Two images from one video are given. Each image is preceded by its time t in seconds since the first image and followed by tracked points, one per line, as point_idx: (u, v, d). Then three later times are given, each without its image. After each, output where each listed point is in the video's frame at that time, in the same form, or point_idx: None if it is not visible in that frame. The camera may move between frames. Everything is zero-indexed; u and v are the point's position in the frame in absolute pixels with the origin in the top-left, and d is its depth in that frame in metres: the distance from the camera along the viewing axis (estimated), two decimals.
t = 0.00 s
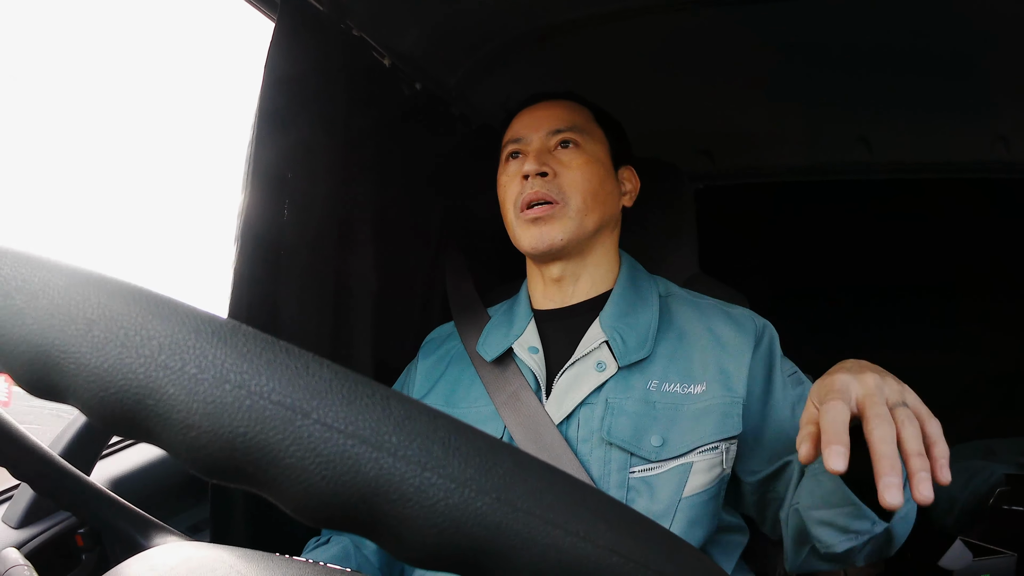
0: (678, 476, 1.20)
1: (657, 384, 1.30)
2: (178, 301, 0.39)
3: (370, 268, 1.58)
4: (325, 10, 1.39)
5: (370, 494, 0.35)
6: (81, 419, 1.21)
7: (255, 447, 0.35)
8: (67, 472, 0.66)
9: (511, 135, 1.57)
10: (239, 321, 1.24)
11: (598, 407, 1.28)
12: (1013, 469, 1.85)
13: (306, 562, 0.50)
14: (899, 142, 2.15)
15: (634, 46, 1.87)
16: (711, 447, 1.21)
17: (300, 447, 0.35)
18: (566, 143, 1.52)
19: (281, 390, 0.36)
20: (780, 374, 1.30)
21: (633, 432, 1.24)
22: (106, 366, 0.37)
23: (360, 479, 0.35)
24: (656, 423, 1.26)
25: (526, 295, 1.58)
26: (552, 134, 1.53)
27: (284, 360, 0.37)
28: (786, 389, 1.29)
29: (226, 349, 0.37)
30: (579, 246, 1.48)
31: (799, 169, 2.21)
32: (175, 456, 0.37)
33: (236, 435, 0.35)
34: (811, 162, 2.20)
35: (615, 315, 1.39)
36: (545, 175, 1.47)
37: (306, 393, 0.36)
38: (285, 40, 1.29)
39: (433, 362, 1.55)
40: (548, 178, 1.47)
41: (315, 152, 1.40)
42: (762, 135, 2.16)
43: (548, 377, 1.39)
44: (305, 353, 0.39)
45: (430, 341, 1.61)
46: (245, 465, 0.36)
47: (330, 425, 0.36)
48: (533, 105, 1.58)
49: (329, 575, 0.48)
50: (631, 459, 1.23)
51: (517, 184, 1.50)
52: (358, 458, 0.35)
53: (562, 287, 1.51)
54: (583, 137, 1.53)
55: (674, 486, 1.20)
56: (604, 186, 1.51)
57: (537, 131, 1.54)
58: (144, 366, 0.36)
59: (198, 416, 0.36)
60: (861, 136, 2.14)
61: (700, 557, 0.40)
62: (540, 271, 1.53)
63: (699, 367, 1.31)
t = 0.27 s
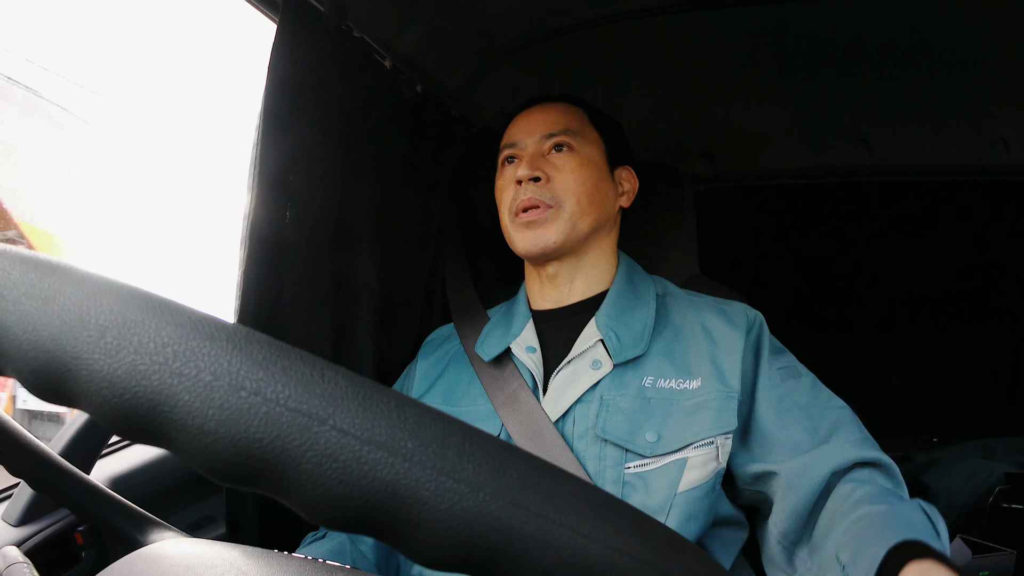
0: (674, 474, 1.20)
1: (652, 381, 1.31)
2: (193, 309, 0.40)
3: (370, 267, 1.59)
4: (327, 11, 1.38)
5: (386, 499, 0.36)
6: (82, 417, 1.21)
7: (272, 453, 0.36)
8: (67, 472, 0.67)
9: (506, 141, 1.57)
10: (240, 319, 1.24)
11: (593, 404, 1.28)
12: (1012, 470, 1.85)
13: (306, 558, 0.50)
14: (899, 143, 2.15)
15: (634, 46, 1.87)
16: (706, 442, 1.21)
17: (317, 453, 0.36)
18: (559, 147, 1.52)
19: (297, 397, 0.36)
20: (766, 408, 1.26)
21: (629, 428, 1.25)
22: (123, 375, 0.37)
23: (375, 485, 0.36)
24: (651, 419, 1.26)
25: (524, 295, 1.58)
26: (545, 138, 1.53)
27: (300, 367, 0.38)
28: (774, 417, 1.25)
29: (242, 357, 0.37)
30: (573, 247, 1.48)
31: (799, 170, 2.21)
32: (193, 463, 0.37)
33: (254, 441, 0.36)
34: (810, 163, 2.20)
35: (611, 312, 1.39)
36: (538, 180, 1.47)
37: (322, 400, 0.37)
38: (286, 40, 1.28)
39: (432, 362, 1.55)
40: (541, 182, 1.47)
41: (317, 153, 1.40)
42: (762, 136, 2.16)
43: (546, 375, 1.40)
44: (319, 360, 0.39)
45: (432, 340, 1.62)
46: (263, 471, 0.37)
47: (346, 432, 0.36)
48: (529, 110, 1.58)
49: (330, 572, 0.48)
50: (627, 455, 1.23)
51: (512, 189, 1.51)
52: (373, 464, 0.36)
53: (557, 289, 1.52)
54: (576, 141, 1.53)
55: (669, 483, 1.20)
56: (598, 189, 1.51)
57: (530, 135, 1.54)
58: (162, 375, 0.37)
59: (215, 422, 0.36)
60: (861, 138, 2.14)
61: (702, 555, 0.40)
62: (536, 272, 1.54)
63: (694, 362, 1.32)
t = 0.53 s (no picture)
0: (684, 484, 1.20)
1: (663, 390, 1.30)
2: (195, 312, 0.39)
3: (371, 267, 1.58)
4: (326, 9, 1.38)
5: (394, 504, 0.36)
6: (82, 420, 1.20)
7: (278, 459, 0.36)
8: (62, 472, 0.66)
9: (526, 130, 1.55)
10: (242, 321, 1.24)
11: (603, 412, 1.28)
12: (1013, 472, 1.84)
13: (306, 561, 0.50)
14: (900, 142, 2.15)
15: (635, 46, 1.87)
16: (717, 454, 1.21)
17: (321, 458, 0.36)
18: (580, 141, 1.52)
19: (303, 403, 0.36)
20: (766, 420, 1.25)
21: (640, 437, 1.24)
22: (125, 380, 0.37)
23: (382, 491, 0.36)
24: (662, 428, 1.25)
25: (532, 295, 1.57)
26: (566, 131, 1.53)
27: (303, 372, 0.37)
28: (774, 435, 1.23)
29: (246, 362, 0.37)
30: (591, 246, 1.49)
31: (800, 169, 2.21)
32: (199, 468, 0.37)
33: (259, 447, 0.36)
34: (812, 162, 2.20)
35: (620, 319, 1.39)
36: (560, 174, 1.47)
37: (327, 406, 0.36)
38: (286, 39, 1.28)
39: (437, 364, 1.54)
40: (563, 176, 1.47)
41: (318, 152, 1.40)
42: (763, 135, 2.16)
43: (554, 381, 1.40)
44: (323, 364, 0.39)
45: (436, 339, 1.61)
46: (270, 476, 0.36)
47: (353, 437, 0.36)
48: (549, 99, 1.57)
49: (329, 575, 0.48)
50: (637, 464, 1.23)
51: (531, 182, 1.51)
52: (380, 470, 0.36)
53: (570, 287, 1.52)
54: (597, 136, 1.53)
55: (679, 493, 1.20)
56: (617, 185, 1.52)
57: (551, 128, 1.54)
58: (164, 380, 0.36)
59: (220, 428, 0.36)
60: (861, 135, 2.14)
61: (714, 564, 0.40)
62: (548, 269, 1.53)
63: (706, 372, 1.31)
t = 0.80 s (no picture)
0: (679, 478, 1.19)
1: (660, 383, 1.29)
2: (176, 296, 0.38)
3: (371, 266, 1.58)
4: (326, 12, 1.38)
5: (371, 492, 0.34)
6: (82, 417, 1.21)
7: (250, 441, 0.34)
8: (63, 468, 0.66)
9: (549, 125, 1.56)
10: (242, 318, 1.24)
11: (600, 404, 1.27)
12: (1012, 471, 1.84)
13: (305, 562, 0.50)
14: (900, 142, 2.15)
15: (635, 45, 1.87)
16: (712, 448, 1.20)
17: (282, 434, 0.34)
18: (605, 142, 1.52)
19: (279, 385, 0.34)
20: (755, 408, 1.22)
21: (635, 431, 1.23)
22: (104, 361, 0.36)
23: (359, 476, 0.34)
24: (658, 422, 1.25)
25: (535, 288, 1.58)
26: (590, 131, 1.53)
27: (268, 348, 0.35)
28: (763, 425, 1.20)
29: (212, 338, 0.35)
30: (601, 247, 1.49)
31: (799, 169, 2.21)
32: (174, 453, 0.36)
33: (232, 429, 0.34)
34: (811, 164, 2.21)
35: (622, 315, 1.39)
36: (581, 173, 1.47)
37: (290, 381, 0.34)
38: (286, 40, 1.28)
39: (439, 354, 1.55)
40: (584, 175, 1.47)
41: (318, 152, 1.40)
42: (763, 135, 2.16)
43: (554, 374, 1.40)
44: (293, 342, 0.37)
45: (437, 331, 1.62)
46: (240, 460, 0.34)
47: (329, 421, 0.34)
48: (574, 98, 1.57)
49: None
50: (632, 459, 1.22)
51: (548, 177, 1.51)
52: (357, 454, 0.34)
53: (575, 283, 1.53)
54: (622, 138, 1.53)
55: (674, 486, 1.19)
56: (635, 190, 1.52)
57: (575, 125, 1.53)
58: (142, 361, 0.35)
59: (181, 403, 0.34)
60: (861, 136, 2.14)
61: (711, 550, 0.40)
62: (554, 260, 1.53)
63: (704, 366, 1.31)
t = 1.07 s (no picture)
0: (674, 477, 1.18)
1: (652, 384, 1.29)
2: (213, 313, 0.38)
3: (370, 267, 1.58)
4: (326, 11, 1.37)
5: (412, 514, 0.35)
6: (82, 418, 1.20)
7: (299, 463, 0.35)
8: (60, 469, 0.66)
9: (525, 127, 1.56)
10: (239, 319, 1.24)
11: (594, 407, 1.27)
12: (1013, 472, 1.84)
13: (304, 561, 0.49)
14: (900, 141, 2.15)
15: (632, 44, 1.86)
16: (705, 445, 1.20)
17: (336, 460, 0.35)
18: (579, 140, 1.52)
19: (327, 409, 0.35)
20: (746, 403, 1.21)
21: (629, 431, 1.23)
22: (145, 381, 0.36)
23: (401, 498, 0.35)
24: (651, 422, 1.24)
25: (527, 293, 1.58)
26: (566, 129, 1.53)
27: (320, 374, 0.36)
28: (755, 419, 1.19)
29: (263, 363, 0.36)
30: (583, 244, 1.48)
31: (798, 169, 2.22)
32: (215, 472, 0.36)
33: (283, 452, 0.35)
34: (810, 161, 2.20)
35: (612, 316, 1.39)
36: (557, 170, 1.46)
37: (343, 408, 0.35)
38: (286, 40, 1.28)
39: (435, 359, 1.55)
40: (559, 172, 1.46)
41: (316, 151, 1.40)
42: (762, 134, 2.15)
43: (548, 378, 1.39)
44: (341, 367, 0.38)
45: (432, 338, 1.62)
46: (288, 482, 0.35)
47: (377, 445, 0.35)
48: (550, 100, 1.57)
49: None
50: (627, 459, 1.21)
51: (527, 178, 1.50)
52: (402, 478, 0.35)
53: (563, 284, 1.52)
54: (595, 135, 1.53)
55: (670, 486, 1.18)
56: (613, 185, 1.51)
57: (551, 126, 1.54)
58: (190, 382, 0.35)
59: (234, 429, 0.35)
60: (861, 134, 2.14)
61: (701, 561, 0.39)
62: (542, 264, 1.53)
63: (695, 366, 1.30)
